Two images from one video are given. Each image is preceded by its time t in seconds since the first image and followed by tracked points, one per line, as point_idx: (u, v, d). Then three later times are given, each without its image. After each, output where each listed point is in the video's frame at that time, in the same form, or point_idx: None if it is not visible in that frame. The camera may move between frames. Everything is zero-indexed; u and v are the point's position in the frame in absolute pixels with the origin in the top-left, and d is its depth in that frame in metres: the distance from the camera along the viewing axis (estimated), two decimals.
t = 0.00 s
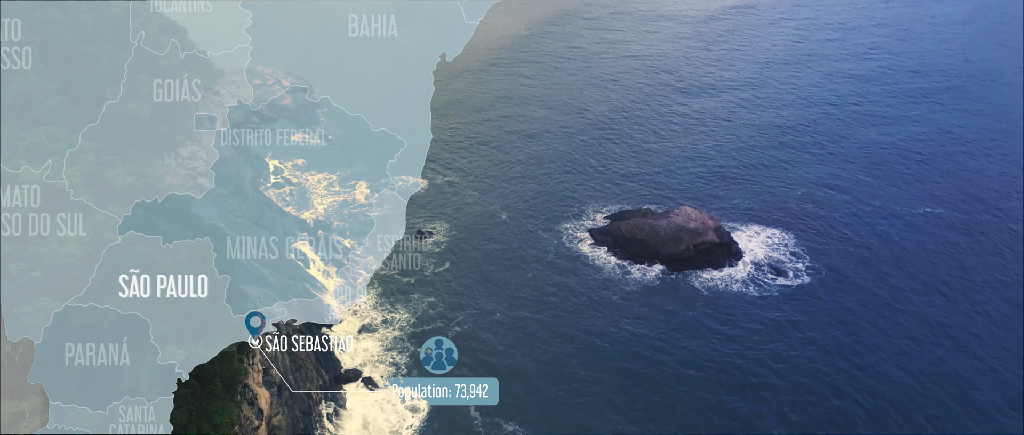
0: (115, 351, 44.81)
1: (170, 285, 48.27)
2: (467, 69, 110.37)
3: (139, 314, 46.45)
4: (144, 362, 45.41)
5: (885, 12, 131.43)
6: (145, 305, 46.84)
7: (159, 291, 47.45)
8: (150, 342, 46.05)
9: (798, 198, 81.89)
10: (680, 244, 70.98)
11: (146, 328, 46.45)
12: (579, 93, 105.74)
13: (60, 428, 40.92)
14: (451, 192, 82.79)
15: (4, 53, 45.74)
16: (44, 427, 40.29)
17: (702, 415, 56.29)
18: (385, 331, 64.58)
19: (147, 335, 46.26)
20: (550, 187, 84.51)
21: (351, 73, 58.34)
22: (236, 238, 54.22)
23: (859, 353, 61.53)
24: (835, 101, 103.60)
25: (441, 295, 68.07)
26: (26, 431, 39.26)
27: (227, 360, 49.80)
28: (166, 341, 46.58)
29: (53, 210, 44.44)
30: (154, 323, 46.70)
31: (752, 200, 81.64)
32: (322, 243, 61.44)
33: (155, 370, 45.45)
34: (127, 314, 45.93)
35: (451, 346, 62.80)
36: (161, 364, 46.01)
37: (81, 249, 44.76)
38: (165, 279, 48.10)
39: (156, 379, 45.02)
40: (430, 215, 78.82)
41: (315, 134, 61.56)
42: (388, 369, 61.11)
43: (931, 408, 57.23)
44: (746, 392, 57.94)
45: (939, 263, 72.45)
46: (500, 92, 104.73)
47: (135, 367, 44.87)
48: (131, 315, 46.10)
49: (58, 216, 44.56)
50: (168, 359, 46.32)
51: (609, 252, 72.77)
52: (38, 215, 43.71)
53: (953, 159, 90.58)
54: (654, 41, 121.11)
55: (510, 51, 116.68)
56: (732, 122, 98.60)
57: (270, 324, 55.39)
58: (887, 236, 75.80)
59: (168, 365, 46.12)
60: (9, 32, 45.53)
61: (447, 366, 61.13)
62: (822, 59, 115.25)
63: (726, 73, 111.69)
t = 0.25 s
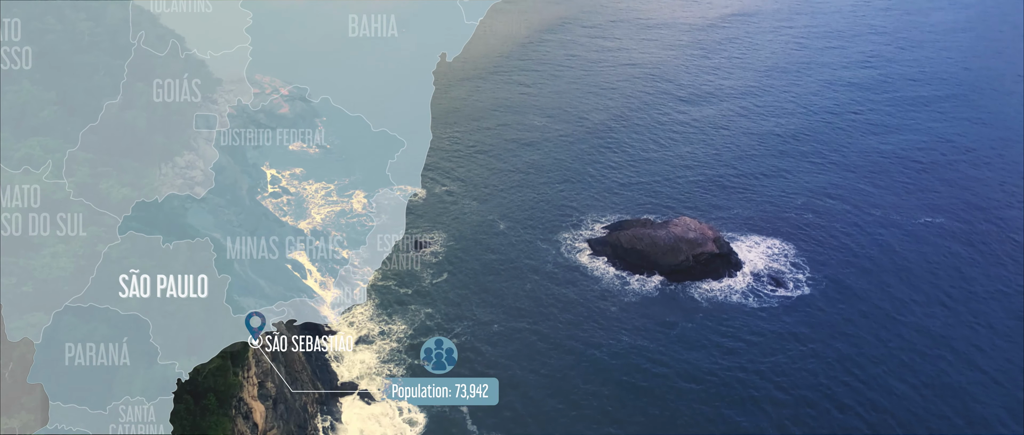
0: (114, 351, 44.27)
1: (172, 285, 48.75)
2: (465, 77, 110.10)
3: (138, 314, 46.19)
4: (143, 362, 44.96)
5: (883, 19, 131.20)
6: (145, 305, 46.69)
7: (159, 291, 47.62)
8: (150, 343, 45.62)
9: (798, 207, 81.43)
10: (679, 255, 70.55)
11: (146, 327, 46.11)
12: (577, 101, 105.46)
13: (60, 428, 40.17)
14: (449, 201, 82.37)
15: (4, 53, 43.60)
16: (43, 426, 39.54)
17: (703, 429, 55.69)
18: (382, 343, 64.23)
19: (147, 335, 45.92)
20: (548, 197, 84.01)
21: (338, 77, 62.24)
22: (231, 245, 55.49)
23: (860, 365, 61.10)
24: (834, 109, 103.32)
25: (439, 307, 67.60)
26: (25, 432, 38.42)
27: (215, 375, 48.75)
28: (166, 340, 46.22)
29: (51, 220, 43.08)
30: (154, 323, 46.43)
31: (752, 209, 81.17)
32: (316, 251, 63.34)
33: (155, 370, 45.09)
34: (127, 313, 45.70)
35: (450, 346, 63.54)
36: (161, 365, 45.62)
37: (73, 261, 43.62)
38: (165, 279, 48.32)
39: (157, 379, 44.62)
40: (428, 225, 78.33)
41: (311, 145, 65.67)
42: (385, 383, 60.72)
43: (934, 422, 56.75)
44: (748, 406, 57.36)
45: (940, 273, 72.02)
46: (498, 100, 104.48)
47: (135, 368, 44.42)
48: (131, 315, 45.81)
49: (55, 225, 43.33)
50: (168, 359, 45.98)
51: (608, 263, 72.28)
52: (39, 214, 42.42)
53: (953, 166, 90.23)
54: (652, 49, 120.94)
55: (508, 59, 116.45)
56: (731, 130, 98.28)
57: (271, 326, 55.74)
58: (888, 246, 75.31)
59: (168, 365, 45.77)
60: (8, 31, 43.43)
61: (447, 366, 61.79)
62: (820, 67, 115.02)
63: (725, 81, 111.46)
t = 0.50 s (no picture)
0: (114, 351, 44.79)
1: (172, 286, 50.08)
2: (463, 85, 109.82)
3: (139, 314, 46.98)
4: (143, 362, 45.43)
5: (883, 26, 130.82)
6: (144, 304, 47.64)
7: (159, 290, 48.69)
8: (149, 343, 46.16)
9: (799, 217, 80.97)
10: (679, 265, 70.08)
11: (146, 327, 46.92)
12: (576, 109, 105.18)
13: (60, 428, 39.81)
14: (446, 211, 82.01)
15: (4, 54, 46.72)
16: (43, 426, 38.96)
17: None
18: (378, 354, 63.83)
19: (147, 335, 46.56)
20: (547, 206, 83.60)
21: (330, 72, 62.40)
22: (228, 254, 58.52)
23: (861, 378, 60.62)
24: (834, 117, 102.97)
25: (436, 318, 67.15)
26: (27, 430, 37.78)
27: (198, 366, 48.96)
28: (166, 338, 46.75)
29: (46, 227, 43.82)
30: (154, 323, 47.17)
31: (752, 219, 80.70)
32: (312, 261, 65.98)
33: (154, 369, 45.35)
34: (127, 312, 46.47)
35: (451, 346, 64.19)
36: (161, 364, 45.95)
37: (64, 274, 43.73)
38: (165, 279, 49.60)
39: (157, 379, 45.04)
40: (425, 235, 77.95)
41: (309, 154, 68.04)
42: (381, 395, 60.30)
43: None
44: (749, 421, 56.79)
45: (941, 284, 71.54)
46: (496, 108, 104.25)
47: (134, 367, 44.85)
48: (131, 315, 46.59)
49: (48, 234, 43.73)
50: (168, 359, 46.27)
51: (606, 274, 71.81)
52: (39, 214, 43.59)
53: (955, 175, 89.78)
54: (651, 56, 120.64)
55: (506, 66, 116.34)
56: (731, 138, 97.91)
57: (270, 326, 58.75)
58: (889, 257, 74.76)
59: (168, 365, 46.03)
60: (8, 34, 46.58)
61: (447, 366, 62.38)
62: (820, 75, 114.73)
63: (724, 89, 111.14)
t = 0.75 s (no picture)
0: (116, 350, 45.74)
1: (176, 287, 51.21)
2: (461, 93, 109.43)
3: (139, 313, 47.88)
4: (143, 361, 45.85)
5: (882, 33, 130.61)
6: (145, 303, 48.35)
7: (159, 290, 49.28)
8: (150, 342, 46.37)
9: (798, 226, 80.57)
10: (677, 277, 69.67)
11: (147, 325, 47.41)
12: (575, 117, 104.92)
13: (60, 428, 42.40)
14: (444, 220, 81.67)
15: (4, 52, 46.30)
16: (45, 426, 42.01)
17: None
18: (375, 366, 63.33)
19: (147, 335, 46.84)
20: (545, 216, 83.17)
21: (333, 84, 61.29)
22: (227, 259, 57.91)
23: (864, 391, 60.13)
24: (833, 125, 102.67)
25: (434, 330, 66.70)
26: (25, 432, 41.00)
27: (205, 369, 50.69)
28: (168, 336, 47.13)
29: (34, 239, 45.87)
30: (153, 322, 47.70)
31: (751, 228, 80.26)
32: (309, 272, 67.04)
33: (155, 368, 45.76)
34: (127, 311, 47.45)
35: (451, 346, 64.65)
36: (161, 364, 46.07)
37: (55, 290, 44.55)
38: (166, 279, 49.87)
39: (157, 379, 45.43)
40: (423, 245, 77.46)
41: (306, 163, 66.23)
42: (377, 408, 59.85)
43: None
44: None
45: (944, 296, 70.93)
46: (494, 116, 104.02)
47: (134, 366, 45.54)
48: (131, 314, 47.56)
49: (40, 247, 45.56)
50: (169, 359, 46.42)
51: (605, 284, 71.31)
52: (39, 214, 45.60)
53: (955, 184, 89.37)
54: (650, 64, 120.33)
55: (505, 74, 116.27)
56: (730, 147, 97.59)
57: (270, 326, 58.36)
58: (890, 267, 74.32)
59: (169, 365, 46.26)
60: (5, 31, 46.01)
61: (447, 366, 63.17)
62: (820, 83, 114.47)
63: (724, 97, 110.80)
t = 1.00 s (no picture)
0: (114, 353, 48.96)
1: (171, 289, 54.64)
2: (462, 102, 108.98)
3: (137, 315, 51.44)
4: (143, 362, 48.77)
5: (882, 41, 130.37)
6: (144, 305, 52.21)
7: (158, 292, 53.74)
8: (149, 345, 49.79)
9: (799, 235, 80.10)
10: (677, 287, 69.13)
11: (148, 329, 50.92)
12: (573, 125, 104.64)
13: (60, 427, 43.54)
14: (442, 229, 81.46)
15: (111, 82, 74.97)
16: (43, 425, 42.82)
17: None
18: (372, 379, 62.66)
19: (147, 337, 50.36)
20: (543, 225, 82.79)
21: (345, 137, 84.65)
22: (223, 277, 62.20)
23: (866, 404, 59.55)
24: (833, 134, 102.34)
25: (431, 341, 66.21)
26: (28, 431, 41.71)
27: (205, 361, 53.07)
28: (166, 340, 50.94)
29: (32, 245, 51.40)
30: (153, 325, 51.46)
31: (751, 238, 79.77)
32: (306, 282, 70.66)
33: (155, 369, 48.72)
34: (127, 313, 51.16)
35: (451, 346, 65.62)
36: (161, 366, 49.20)
37: (48, 303, 48.10)
38: (164, 281, 54.75)
39: (157, 379, 48.24)
40: (421, 255, 77.08)
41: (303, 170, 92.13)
42: (373, 420, 59.02)
43: None
44: None
45: (945, 307, 70.48)
46: (492, 125, 103.89)
47: (133, 366, 48.48)
48: (131, 316, 51.18)
49: (31, 265, 49.91)
50: (168, 361, 49.81)
51: (604, 295, 70.82)
52: (42, 215, 53.06)
53: (956, 192, 88.86)
54: (649, 72, 120.09)
55: (503, 82, 116.28)
56: (730, 155, 97.24)
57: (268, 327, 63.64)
58: (891, 277, 73.81)
59: (168, 366, 49.52)
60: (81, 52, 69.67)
61: (447, 366, 63.84)
62: (820, 91, 114.17)
63: (723, 106, 110.50)
